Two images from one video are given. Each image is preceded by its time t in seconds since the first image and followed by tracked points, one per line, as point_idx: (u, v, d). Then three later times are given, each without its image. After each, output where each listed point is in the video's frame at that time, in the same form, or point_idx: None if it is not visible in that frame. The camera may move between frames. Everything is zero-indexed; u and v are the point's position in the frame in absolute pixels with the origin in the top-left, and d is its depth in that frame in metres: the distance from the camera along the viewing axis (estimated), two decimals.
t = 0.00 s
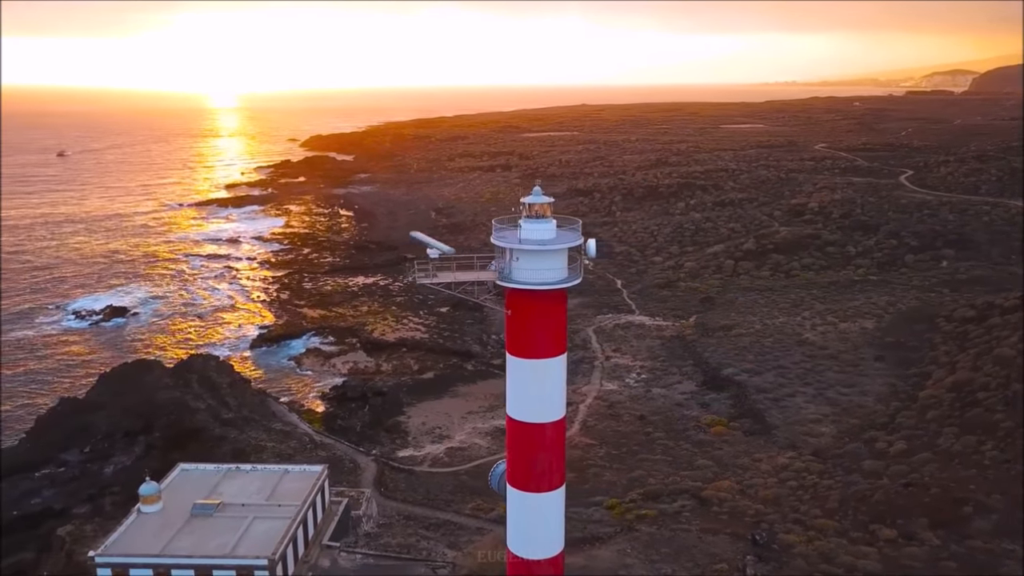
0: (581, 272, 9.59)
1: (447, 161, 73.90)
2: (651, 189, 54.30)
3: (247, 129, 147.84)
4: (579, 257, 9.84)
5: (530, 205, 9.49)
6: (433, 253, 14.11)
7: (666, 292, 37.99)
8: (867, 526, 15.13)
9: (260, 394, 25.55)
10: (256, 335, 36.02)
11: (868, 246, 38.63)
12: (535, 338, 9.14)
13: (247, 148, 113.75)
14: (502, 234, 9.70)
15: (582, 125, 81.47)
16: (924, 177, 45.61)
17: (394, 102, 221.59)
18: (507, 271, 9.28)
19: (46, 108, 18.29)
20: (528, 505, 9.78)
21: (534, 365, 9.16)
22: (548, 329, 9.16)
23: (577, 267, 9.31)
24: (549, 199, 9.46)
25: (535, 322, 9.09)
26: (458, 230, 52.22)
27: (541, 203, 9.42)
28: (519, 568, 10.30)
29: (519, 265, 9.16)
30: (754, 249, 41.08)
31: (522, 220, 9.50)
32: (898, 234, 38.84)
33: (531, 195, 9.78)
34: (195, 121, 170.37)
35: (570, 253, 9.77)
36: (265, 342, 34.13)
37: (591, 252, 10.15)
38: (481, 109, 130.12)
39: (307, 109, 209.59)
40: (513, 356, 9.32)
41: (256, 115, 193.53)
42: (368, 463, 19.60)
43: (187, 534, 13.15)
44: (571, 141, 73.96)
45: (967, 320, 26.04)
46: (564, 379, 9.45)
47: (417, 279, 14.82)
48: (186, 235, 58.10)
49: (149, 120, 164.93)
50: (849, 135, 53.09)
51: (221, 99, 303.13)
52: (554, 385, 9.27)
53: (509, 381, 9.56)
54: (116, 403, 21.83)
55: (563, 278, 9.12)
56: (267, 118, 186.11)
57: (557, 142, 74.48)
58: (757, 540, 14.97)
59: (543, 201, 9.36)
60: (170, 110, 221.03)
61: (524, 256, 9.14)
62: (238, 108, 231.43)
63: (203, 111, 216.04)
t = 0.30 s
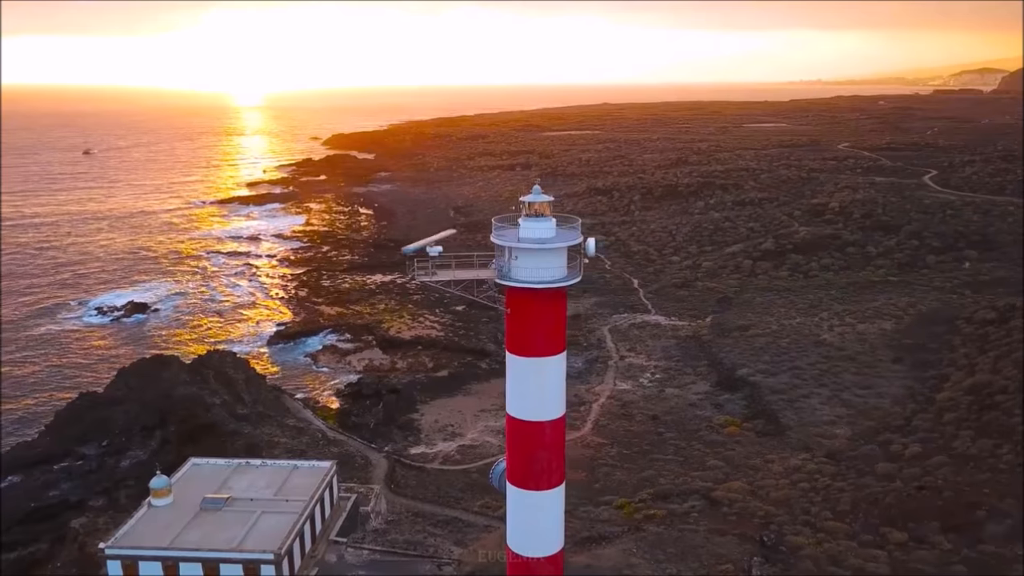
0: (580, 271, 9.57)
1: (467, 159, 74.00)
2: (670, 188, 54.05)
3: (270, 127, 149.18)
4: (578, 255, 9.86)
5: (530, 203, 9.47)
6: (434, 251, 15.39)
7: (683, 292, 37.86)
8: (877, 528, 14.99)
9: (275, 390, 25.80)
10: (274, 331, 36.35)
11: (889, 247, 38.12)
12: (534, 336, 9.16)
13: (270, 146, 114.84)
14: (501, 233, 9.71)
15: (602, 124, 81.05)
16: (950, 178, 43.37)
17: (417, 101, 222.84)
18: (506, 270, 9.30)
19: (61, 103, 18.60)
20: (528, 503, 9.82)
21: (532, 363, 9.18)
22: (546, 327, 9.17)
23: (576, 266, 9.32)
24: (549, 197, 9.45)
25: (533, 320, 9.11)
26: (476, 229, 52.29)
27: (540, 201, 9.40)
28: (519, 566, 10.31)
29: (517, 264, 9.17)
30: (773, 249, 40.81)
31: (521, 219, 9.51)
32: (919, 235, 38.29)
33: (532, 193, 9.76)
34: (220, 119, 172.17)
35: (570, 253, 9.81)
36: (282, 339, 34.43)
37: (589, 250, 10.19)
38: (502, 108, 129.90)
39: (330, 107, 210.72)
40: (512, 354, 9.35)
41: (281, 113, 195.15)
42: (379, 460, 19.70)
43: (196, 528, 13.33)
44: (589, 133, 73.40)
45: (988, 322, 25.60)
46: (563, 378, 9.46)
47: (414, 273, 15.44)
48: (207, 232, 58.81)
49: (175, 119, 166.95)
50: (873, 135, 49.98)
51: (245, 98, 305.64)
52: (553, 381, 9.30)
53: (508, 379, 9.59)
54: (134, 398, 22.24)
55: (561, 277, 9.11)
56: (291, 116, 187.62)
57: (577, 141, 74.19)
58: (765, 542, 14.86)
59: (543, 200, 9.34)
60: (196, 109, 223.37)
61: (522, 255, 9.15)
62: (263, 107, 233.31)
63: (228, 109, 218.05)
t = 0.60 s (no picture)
0: (578, 271, 9.49)
1: (486, 158, 74.07)
2: (689, 187, 53.74)
3: (292, 126, 150.26)
4: (577, 255, 9.86)
5: (529, 203, 9.38)
6: (433, 249, 14.86)
7: (700, 292, 37.69)
8: (887, 532, 14.83)
9: (290, 386, 26.02)
10: (291, 328, 36.64)
11: (910, 247, 37.64)
12: (532, 334, 9.18)
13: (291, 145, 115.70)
14: (501, 231, 9.73)
15: (624, 122, 80.56)
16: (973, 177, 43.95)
17: (438, 99, 223.32)
18: (505, 268, 9.36)
19: (67, 98, 18.75)
20: (527, 499, 9.84)
21: (530, 361, 9.20)
22: (544, 325, 9.19)
23: (574, 265, 9.36)
24: (548, 196, 9.37)
25: (532, 318, 9.14)
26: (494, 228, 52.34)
27: (539, 200, 9.33)
28: (519, 566, 10.30)
29: (516, 262, 9.24)
30: (792, 249, 40.48)
31: (520, 218, 9.48)
32: (941, 236, 37.80)
33: (530, 193, 9.68)
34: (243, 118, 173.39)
35: (569, 251, 9.78)
36: (299, 337, 34.66)
37: (588, 250, 10.22)
38: (521, 107, 129.57)
39: (354, 105, 211.23)
40: (511, 352, 9.38)
41: (304, 112, 196.62)
42: (391, 457, 19.79)
43: (204, 521, 13.47)
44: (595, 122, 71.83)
45: (1009, 325, 25.24)
46: (561, 376, 9.48)
47: (414, 267, 15.50)
48: (227, 229, 59.39)
49: (200, 117, 168.48)
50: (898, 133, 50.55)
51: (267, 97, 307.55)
52: (552, 379, 9.31)
53: (507, 377, 9.61)
54: (153, 392, 22.56)
55: (559, 275, 9.16)
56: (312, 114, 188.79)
57: (597, 140, 74.02)
58: (772, 543, 14.75)
59: (541, 199, 9.25)
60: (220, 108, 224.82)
61: (521, 253, 9.21)
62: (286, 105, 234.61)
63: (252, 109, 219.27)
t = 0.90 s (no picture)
0: (577, 269, 9.40)
1: (504, 157, 74.08)
2: (707, 186, 53.39)
3: (312, 124, 151.16)
4: (575, 253, 9.73)
5: (526, 202, 9.32)
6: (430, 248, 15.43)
7: (716, 292, 37.50)
8: (897, 535, 14.66)
9: (304, 383, 26.21)
10: (307, 326, 36.88)
11: (930, 248, 37.14)
12: (530, 334, 9.12)
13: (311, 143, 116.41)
14: (499, 230, 9.62)
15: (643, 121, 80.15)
16: (998, 178, 43.54)
17: (457, 98, 223.74)
18: (503, 267, 9.24)
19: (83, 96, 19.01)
20: (527, 498, 9.76)
21: (528, 360, 9.16)
22: (543, 324, 9.12)
23: (572, 264, 9.24)
24: (545, 195, 9.30)
25: (530, 317, 9.07)
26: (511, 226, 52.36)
27: (536, 199, 9.26)
28: (518, 566, 10.21)
29: (514, 261, 9.10)
30: (810, 249, 40.13)
31: (517, 217, 9.39)
32: (962, 237, 37.30)
33: (528, 191, 9.62)
34: (266, 116, 174.77)
35: (567, 250, 9.64)
36: (315, 333, 34.89)
37: (585, 249, 10.03)
38: (541, 106, 129.20)
39: (375, 104, 212.09)
40: (509, 351, 9.31)
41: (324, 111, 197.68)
42: (401, 454, 19.85)
43: (210, 516, 13.60)
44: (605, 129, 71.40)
45: None
46: (560, 375, 9.39)
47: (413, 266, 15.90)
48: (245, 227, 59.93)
49: (223, 117, 170.16)
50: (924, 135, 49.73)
51: (288, 97, 309.62)
52: (550, 378, 9.25)
53: (506, 376, 9.56)
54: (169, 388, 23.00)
55: (557, 274, 9.07)
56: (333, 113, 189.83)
57: (616, 139, 73.74)
58: (778, 545, 14.64)
59: (538, 198, 9.19)
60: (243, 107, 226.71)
61: (519, 252, 9.08)
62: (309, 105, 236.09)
63: (275, 108, 220.88)
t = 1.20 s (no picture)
0: (575, 267, 9.39)
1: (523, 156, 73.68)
2: (726, 185, 53.08)
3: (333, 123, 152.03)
4: (572, 253, 9.72)
5: (525, 201, 9.36)
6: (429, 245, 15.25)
7: (732, 292, 37.35)
8: (906, 538, 14.52)
9: (317, 380, 26.39)
10: (324, 323, 37.13)
11: (951, 249, 36.61)
12: (528, 332, 9.14)
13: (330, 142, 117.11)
14: (496, 229, 9.61)
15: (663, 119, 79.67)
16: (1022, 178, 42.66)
17: (477, 96, 224.17)
18: (500, 267, 9.23)
19: (99, 95, 19.29)
20: (524, 496, 9.77)
21: (524, 359, 9.18)
22: (541, 322, 9.13)
23: (570, 263, 9.25)
24: (543, 194, 9.34)
25: (526, 315, 9.10)
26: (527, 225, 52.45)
27: (534, 199, 9.31)
28: (516, 566, 10.19)
29: (511, 260, 9.11)
30: (827, 250, 39.80)
31: (515, 216, 9.43)
32: (983, 238, 36.72)
33: (527, 191, 9.65)
34: (288, 116, 175.99)
35: (564, 250, 9.63)
36: (330, 331, 35.13)
37: (583, 249, 10.00)
38: (561, 104, 128.63)
39: (397, 103, 212.78)
40: (507, 350, 9.34)
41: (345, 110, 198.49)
42: (411, 451, 19.94)
43: (218, 510, 13.75)
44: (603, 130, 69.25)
45: None
46: (557, 372, 9.40)
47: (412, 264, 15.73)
48: (264, 225, 60.49)
49: (245, 116, 171.54)
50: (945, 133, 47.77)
51: (309, 95, 311.61)
52: (548, 378, 9.26)
53: (504, 375, 9.59)
54: (185, 384, 23.39)
55: (555, 273, 9.07)
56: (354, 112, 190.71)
57: (637, 137, 73.12)
58: (784, 547, 14.54)
59: (536, 197, 9.22)
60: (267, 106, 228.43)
61: (516, 251, 9.09)
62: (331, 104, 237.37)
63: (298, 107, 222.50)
